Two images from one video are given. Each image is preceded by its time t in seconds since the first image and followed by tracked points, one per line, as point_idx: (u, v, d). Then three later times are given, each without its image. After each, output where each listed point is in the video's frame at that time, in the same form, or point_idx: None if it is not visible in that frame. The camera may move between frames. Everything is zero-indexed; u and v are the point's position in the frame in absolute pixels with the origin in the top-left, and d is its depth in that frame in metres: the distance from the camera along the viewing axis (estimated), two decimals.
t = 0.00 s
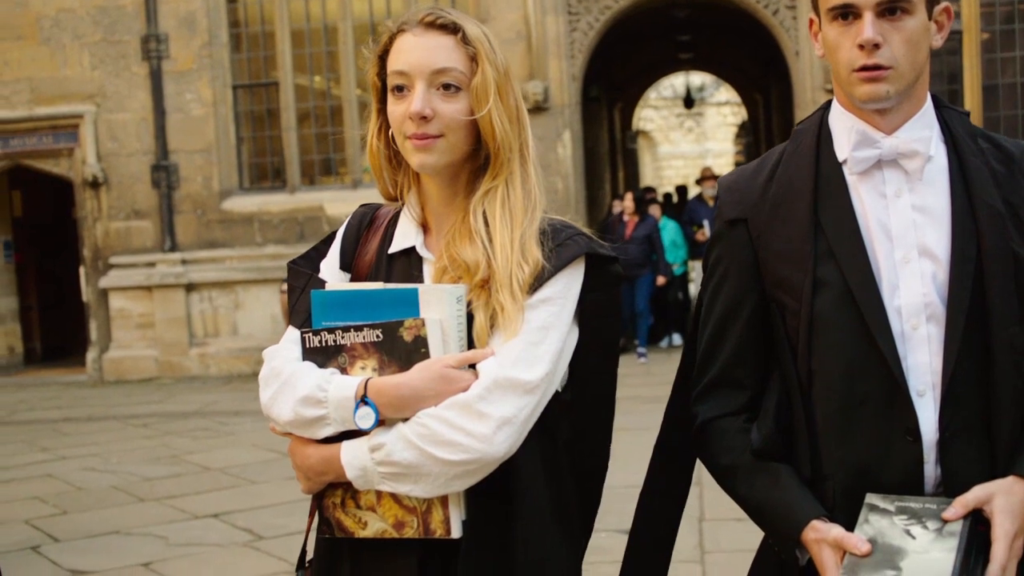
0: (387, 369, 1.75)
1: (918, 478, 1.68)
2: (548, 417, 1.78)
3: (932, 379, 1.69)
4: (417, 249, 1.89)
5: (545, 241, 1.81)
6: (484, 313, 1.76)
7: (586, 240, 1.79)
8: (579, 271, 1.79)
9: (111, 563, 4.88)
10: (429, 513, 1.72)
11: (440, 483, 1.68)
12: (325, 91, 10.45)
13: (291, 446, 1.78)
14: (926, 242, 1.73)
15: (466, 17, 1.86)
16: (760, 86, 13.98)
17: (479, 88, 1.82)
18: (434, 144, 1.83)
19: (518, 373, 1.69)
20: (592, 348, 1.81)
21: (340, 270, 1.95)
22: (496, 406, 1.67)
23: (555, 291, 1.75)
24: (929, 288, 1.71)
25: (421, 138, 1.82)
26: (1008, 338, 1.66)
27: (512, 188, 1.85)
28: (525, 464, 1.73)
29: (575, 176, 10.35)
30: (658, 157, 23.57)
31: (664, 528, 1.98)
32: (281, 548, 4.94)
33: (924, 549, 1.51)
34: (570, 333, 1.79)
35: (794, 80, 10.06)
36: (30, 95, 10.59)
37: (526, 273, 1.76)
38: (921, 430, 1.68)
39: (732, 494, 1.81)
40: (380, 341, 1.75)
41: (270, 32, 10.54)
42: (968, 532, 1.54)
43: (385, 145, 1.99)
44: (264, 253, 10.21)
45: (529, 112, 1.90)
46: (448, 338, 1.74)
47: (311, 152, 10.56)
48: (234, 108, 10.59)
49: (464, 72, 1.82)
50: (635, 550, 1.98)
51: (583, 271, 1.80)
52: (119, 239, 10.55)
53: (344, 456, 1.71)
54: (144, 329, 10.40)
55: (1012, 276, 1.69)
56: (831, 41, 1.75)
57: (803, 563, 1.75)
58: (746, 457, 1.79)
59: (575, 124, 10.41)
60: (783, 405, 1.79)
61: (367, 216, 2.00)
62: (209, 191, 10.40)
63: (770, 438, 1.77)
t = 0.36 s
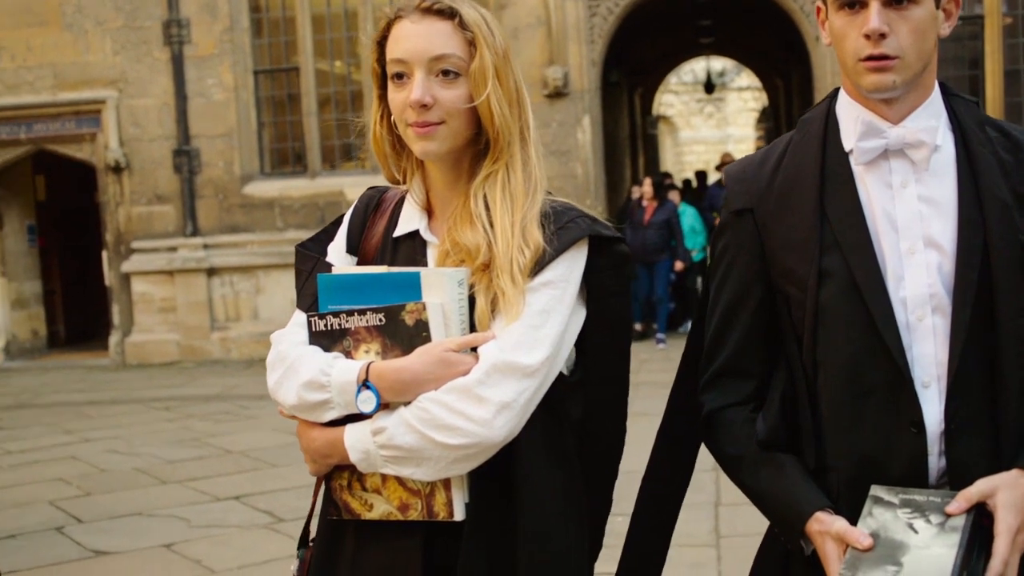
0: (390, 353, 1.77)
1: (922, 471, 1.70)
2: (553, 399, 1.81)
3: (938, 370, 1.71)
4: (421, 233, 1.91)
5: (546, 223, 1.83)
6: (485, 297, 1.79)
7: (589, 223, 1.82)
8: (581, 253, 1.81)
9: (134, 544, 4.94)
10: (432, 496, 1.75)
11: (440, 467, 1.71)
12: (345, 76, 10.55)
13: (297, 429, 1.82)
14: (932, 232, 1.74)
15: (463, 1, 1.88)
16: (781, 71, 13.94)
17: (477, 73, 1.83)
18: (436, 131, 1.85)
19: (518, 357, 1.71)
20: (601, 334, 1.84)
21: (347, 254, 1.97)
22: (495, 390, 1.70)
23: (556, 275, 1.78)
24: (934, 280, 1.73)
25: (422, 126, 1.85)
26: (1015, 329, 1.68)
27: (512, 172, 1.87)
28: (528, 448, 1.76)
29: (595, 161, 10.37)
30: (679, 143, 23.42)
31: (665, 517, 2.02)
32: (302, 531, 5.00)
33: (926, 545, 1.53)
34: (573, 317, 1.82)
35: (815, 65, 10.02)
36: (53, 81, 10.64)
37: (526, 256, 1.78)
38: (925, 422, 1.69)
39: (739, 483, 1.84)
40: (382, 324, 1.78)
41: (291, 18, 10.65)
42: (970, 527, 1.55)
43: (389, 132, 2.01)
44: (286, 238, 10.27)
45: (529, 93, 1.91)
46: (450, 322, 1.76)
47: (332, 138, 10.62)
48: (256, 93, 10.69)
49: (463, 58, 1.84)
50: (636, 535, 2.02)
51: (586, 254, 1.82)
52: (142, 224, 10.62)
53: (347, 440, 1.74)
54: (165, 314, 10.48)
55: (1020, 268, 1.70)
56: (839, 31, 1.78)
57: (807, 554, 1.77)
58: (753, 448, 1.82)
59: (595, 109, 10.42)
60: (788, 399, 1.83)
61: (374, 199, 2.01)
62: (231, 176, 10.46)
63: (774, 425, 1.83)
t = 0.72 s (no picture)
0: (396, 356, 1.81)
1: (928, 484, 1.72)
2: (559, 401, 1.82)
3: (945, 384, 1.73)
4: (427, 236, 1.93)
5: (549, 223, 1.85)
6: (489, 300, 1.81)
7: (593, 223, 1.84)
8: (584, 252, 1.82)
9: (159, 545, 4.99)
10: (438, 499, 1.77)
11: (444, 470, 1.73)
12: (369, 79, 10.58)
13: (304, 432, 1.85)
14: (940, 245, 1.76)
15: (460, 4, 1.88)
16: (806, 73, 13.94)
17: (477, 78, 1.85)
18: (438, 139, 1.87)
19: (522, 359, 1.73)
20: (612, 330, 1.86)
21: (355, 257, 2.00)
22: (498, 392, 1.72)
23: (560, 276, 1.79)
24: (942, 292, 1.74)
25: (425, 135, 1.86)
26: None
27: (516, 175, 1.88)
28: (533, 451, 1.78)
29: (618, 164, 10.40)
30: (704, 145, 23.46)
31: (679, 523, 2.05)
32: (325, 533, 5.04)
33: (929, 562, 1.55)
34: (580, 316, 1.84)
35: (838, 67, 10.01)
36: (81, 83, 10.73)
37: (529, 259, 1.79)
38: (931, 436, 1.72)
39: (748, 493, 1.87)
40: (387, 327, 1.81)
41: (316, 20, 10.68)
42: (975, 544, 1.57)
43: (391, 137, 2.05)
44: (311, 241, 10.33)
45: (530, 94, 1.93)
46: (454, 325, 1.79)
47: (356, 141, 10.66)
48: (281, 96, 10.73)
49: (462, 64, 1.85)
50: (648, 543, 2.05)
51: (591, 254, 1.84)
52: (168, 226, 10.70)
53: (353, 442, 1.78)
54: (191, 315, 10.55)
55: None
56: (848, 40, 1.77)
57: (814, 565, 1.81)
58: (760, 459, 1.85)
59: (619, 112, 10.44)
60: (797, 409, 1.86)
61: (382, 202, 2.04)
62: (256, 178, 10.53)
63: (780, 437, 1.85)
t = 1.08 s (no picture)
0: (398, 381, 1.82)
1: (931, 515, 1.75)
2: (565, 423, 1.85)
3: (951, 416, 1.75)
4: (430, 261, 1.96)
5: (552, 245, 1.87)
6: (492, 323, 1.83)
7: (595, 246, 1.86)
8: (587, 276, 1.85)
9: (182, 562, 5.04)
10: (442, 525, 1.80)
11: (447, 495, 1.75)
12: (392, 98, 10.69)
13: (308, 458, 1.87)
14: (947, 276, 1.78)
15: (454, 30, 1.90)
16: (827, 90, 13.95)
17: (475, 105, 1.86)
18: (438, 167, 1.89)
19: (526, 383, 1.75)
20: (615, 350, 1.91)
21: (357, 282, 2.03)
22: (501, 417, 1.74)
23: (561, 299, 1.82)
24: (949, 323, 1.76)
25: (425, 164, 1.89)
26: None
27: (516, 200, 1.91)
28: (540, 474, 1.80)
29: (639, 182, 10.45)
30: (727, 162, 23.47)
31: (694, 548, 2.09)
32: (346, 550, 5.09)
33: None
34: (584, 341, 1.87)
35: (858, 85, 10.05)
36: (107, 105, 10.85)
37: (530, 282, 1.82)
38: (934, 468, 1.74)
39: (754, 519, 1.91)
40: (390, 352, 1.82)
41: (338, 41, 10.79)
42: None
43: (390, 164, 2.08)
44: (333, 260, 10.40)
45: (528, 115, 1.95)
46: (457, 349, 1.81)
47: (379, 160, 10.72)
48: (304, 116, 10.85)
49: (458, 92, 1.87)
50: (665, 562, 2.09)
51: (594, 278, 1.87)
52: (192, 246, 10.78)
53: (357, 468, 1.80)
54: (215, 334, 10.62)
55: None
56: (857, 71, 1.78)
57: None
58: (764, 487, 1.89)
59: (639, 131, 10.49)
60: (804, 436, 1.89)
61: (384, 227, 2.07)
62: (279, 198, 10.61)
63: (787, 465, 1.88)
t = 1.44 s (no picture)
0: (401, 399, 1.85)
1: (935, 536, 1.76)
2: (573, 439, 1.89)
3: (959, 437, 1.76)
4: (433, 279, 1.99)
5: (555, 262, 1.90)
6: (495, 341, 1.85)
7: (598, 264, 1.89)
8: (591, 294, 1.88)
9: (205, 570, 5.09)
10: (443, 543, 1.82)
11: (451, 513, 1.78)
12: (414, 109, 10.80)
13: (310, 476, 1.91)
14: (958, 296, 1.78)
15: (450, 52, 1.92)
16: (849, 100, 13.94)
17: (472, 125, 1.88)
18: (440, 189, 1.91)
19: (528, 402, 1.77)
20: (617, 368, 1.92)
21: (360, 299, 2.06)
22: (503, 435, 1.76)
23: (565, 317, 1.84)
24: (958, 345, 1.77)
25: (426, 186, 1.91)
26: None
27: (517, 218, 1.93)
28: (540, 492, 1.83)
29: (659, 193, 10.48)
30: (749, 172, 23.45)
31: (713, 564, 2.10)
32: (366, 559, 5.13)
33: None
34: (587, 359, 1.89)
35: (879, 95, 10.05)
36: (132, 118, 10.95)
37: (534, 300, 1.84)
38: (940, 489, 1.76)
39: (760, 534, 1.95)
40: (393, 370, 1.85)
41: (360, 53, 10.93)
42: None
43: (390, 184, 2.11)
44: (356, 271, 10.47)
45: (527, 132, 1.97)
46: (460, 367, 1.83)
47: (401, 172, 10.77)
48: (327, 128, 10.91)
49: (455, 113, 1.89)
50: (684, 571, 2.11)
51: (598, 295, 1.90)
52: (215, 257, 10.87)
53: (358, 486, 1.83)
54: (238, 345, 10.70)
55: None
56: (869, 89, 1.79)
57: None
58: (771, 504, 1.92)
59: (660, 142, 10.53)
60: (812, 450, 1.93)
61: (387, 246, 2.11)
62: (302, 210, 10.70)
63: (794, 480, 1.91)
